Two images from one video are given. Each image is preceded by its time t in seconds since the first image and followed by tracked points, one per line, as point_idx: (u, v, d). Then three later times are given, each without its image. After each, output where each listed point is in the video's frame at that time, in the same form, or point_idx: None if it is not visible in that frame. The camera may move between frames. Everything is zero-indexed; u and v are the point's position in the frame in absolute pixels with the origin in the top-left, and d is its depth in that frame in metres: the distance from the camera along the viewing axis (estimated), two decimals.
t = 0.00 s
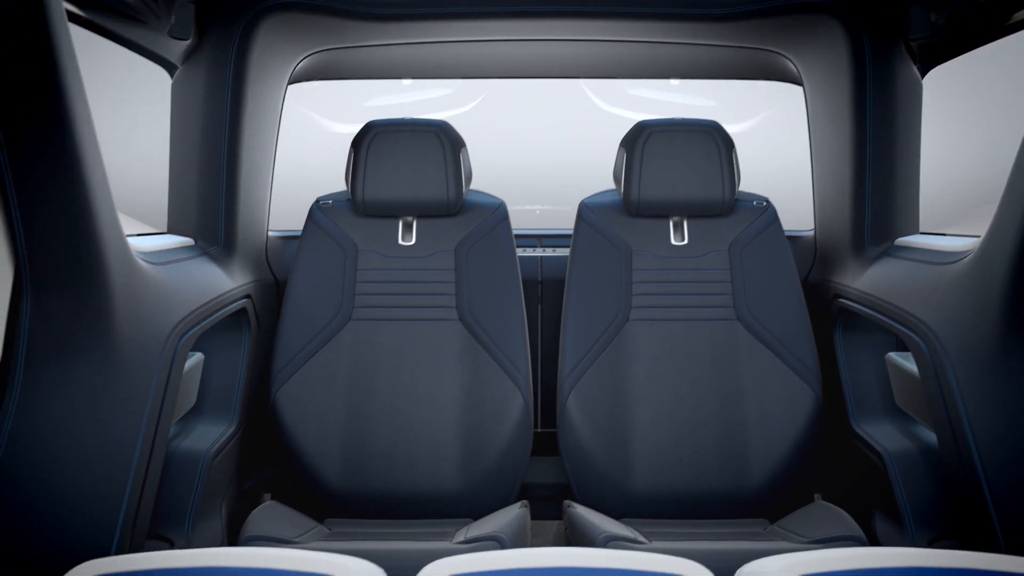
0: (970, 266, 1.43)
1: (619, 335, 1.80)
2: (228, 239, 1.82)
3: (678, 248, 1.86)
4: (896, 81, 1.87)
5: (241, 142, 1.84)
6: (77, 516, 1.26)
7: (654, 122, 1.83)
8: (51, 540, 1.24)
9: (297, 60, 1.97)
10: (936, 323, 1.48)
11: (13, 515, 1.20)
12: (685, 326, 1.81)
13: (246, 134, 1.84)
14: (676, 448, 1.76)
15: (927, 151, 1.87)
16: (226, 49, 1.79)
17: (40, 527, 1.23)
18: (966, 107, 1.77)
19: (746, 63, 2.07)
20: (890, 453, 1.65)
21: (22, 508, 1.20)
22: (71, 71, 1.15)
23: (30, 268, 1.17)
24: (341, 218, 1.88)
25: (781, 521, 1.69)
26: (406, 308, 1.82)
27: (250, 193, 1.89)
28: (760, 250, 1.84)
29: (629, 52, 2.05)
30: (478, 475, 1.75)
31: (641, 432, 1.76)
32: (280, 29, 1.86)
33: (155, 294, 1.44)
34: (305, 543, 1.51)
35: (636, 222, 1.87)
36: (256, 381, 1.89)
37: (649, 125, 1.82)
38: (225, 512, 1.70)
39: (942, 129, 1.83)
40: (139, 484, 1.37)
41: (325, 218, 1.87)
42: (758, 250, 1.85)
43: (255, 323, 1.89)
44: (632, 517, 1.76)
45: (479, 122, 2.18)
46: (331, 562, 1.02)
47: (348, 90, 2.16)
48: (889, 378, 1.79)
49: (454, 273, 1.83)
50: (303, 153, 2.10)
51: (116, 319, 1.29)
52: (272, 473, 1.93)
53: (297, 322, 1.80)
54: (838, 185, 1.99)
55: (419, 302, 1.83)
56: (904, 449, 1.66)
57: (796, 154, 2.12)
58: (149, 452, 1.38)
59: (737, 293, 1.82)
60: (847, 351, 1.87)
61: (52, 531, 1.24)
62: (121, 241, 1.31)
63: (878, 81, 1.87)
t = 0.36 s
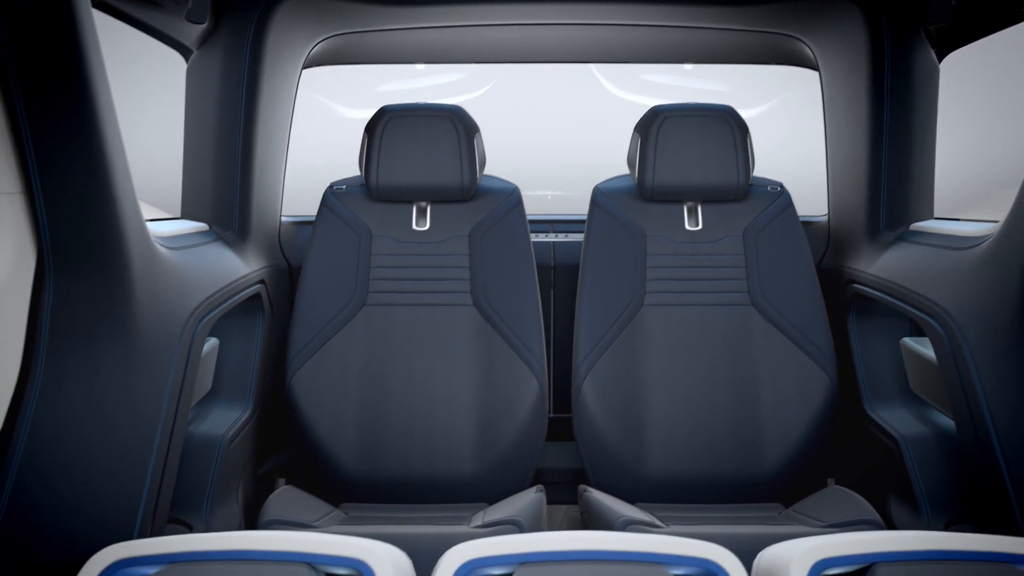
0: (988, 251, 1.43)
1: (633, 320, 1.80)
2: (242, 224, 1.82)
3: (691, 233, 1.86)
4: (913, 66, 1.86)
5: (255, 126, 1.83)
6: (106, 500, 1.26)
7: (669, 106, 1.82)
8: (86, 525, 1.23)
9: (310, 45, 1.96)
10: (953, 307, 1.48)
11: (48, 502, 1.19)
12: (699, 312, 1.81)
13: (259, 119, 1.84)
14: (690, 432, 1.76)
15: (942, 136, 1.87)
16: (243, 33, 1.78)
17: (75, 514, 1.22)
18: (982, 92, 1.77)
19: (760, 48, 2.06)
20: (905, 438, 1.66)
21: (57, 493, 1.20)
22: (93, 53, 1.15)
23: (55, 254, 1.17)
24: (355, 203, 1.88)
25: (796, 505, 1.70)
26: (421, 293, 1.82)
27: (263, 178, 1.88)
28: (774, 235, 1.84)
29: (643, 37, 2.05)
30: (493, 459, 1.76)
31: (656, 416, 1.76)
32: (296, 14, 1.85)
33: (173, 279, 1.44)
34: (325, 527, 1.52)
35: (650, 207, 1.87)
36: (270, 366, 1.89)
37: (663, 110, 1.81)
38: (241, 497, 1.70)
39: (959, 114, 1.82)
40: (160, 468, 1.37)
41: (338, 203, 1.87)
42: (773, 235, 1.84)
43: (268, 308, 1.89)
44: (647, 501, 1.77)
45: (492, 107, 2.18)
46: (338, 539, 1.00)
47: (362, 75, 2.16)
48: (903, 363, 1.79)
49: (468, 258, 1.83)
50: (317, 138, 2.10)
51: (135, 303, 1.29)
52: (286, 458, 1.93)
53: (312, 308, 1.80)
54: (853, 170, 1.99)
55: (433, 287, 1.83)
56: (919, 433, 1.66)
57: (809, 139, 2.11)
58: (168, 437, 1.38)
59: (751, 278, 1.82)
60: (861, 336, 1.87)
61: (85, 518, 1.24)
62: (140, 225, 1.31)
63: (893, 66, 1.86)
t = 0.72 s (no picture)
0: (1008, 236, 1.43)
1: (647, 305, 1.80)
2: (256, 209, 1.82)
3: (706, 218, 1.86)
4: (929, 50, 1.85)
5: (269, 112, 1.83)
6: (130, 484, 1.26)
7: (683, 91, 1.81)
8: (110, 510, 1.23)
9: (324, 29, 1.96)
10: (971, 293, 1.48)
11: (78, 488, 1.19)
12: (713, 297, 1.81)
13: (274, 104, 1.84)
14: (705, 417, 1.77)
15: (958, 122, 1.87)
16: (258, 18, 1.78)
17: (103, 499, 1.22)
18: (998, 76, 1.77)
19: (774, 33, 2.06)
20: (919, 422, 1.66)
21: (84, 476, 1.19)
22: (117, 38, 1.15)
23: (77, 238, 1.16)
24: (369, 188, 1.87)
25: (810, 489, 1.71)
26: (435, 279, 1.82)
27: (277, 163, 1.88)
28: (789, 220, 1.84)
29: (658, 22, 2.05)
30: (508, 443, 1.76)
31: (670, 400, 1.77)
32: None
33: (192, 265, 1.44)
34: (343, 511, 1.53)
35: (664, 192, 1.87)
36: (284, 351, 1.89)
37: (678, 94, 1.80)
38: (258, 481, 1.71)
39: (975, 99, 1.82)
40: (181, 452, 1.38)
41: (352, 188, 1.87)
42: (787, 220, 1.84)
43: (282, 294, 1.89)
44: (661, 485, 1.77)
45: (505, 92, 2.18)
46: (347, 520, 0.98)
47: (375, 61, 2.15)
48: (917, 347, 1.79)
49: (482, 244, 1.83)
50: (330, 125, 2.12)
51: (155, 288, 1.29)
52: (300, 443, 1.94)
53: (326, 293, 1.80)
54: (868, 155, 1.98)
55: (447, 273, 1.83)
56: (934, 418, 1.66)
57: (824, 126, 2.11)
58: (188, 420, 1.39)
59: (766, 263, 1.82)
60: (875, 322, 1.88)
61: (112, 502, 1.24)
62: (160, 210, 1.31)
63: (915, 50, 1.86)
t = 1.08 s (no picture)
0: None
1: (662, 290, 1.80)
2: (270, 195, 1.81)
3: (720, 204, 1.85)
4: (948, 35, 1.85)
5: (285, 97, 1.82)
6: (154, 468, 1.27)
7: (698, 76, 1.81)
8: (133, 494, 1.23)
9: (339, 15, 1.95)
10: (989, 278, 1.48)
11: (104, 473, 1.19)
12: (727, 282, 1.81)
13: (289, 90, 1.83)
14: (720, 402, 1.77)
15: (974, 108, 1.86)
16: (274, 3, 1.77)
17: (128, 483, 1.23)
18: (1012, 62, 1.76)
19: (789, 18, 2.05)
20: (934, 406, 1.67)
21: (109, 460, 1.19)
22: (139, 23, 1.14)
23: (100, 219, 1.16)
24: (383, 173, 1.87)
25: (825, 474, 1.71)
26: (450, 264, 1.83)
27: (290, 148, 1.88)
28: (803, 205, 1.84)
29: (672, 9, 2.04)
30: (524, 428, 1.76)
31: (685, 386, 1.77)
32: None
33: (211, 249, 1.44)
34: (362, 495, 1.54)
35: (678, 178, 1.86)
36: (299, 336, 1.89)
37: (692, 79, 1.80)
38: (274, 466, 1.71)
39: (995, 87, 1.82)
40: (201, 436, 1.38)
41: (365, 173, 1.86)
42: (801, 205, 1.84)
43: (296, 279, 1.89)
44: (676, 469, 1.78)
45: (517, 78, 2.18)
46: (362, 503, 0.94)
47: (387, 47, 2.15)
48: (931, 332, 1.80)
49: (496, 229, 1.83)
50: (342, 110, 2.13)
51: (176, 273, 1.30)
52: (315, 428, 1.94)
53: (341, 278, 1.80)
54: (882, 140, 1.98)
55: (461, 259, 1.83)
56: (949, 402, 1.67)
57: (835, 112, 2.12)
58: (207, 404, 1.39)
59: (780, 249, 1.82)
60: (889, 307, 1.88)
61: (137, 486, 1.24)
62: (180, 195, 1.31)
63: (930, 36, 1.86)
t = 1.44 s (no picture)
0: None
1: (676, 275, 1.80)
2: (285, 180, 1.81)
3: (735, 188, 1.85)
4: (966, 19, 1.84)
5: (300, 81, 1.82)
6: (177, 452, 1.27)
7: (713, 61, 1.80)
8: (156, 478, 1.23)
9: None
10: (1006, 261, 1.48)
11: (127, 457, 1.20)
12: (742, 267, 1.81)
13: (304, 73, 1.83)
14: (735, 386, 1.77)
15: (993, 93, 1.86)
16: None
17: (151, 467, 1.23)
18: None
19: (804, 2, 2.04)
20: (949, 391, 1.67)
21: (133, 444, 1.19)
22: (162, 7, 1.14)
23: (122, 203, 1.15)
24: (396, 158, 1.87)
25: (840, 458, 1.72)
26: (464, 249, 1.82)
27: (305, 132, 1.87)
28: (817, 190, 1.83)
29: None
30: (539, 413, 1.77)
31: (700, 370, 1.77)
32: None
33: (229, 233, 1.44)
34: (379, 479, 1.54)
35: (693, 162, 1.86)
36: (313, 321, 1.90)
37: (707, 63, 1.79)
38: (290, 450, 1.72)
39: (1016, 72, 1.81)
40: (221, 420, 1.38)
41: (379, 158, 1.86)
42: (816, 190, 1.84)
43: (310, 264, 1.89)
44: (691, 454, 1.78)
45: (529, 62, 2.17)
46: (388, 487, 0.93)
47: (399, 32, 2.15)
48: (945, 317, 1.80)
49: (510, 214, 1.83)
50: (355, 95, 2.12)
51: (197, 257, 1.30)
52: (329, 412, 1.95)
53: (356, 263, 1.80)
54: (897, 125, 1.98)
55: (475, 244, 1.83)
56: (964, 387, 1.67)
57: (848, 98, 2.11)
58: (227, 388, 1.39)
59: (795, 234, 1.82)
60: (902, 293, 1.88)
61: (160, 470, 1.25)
62: (200, 180, 1.31)
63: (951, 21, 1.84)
